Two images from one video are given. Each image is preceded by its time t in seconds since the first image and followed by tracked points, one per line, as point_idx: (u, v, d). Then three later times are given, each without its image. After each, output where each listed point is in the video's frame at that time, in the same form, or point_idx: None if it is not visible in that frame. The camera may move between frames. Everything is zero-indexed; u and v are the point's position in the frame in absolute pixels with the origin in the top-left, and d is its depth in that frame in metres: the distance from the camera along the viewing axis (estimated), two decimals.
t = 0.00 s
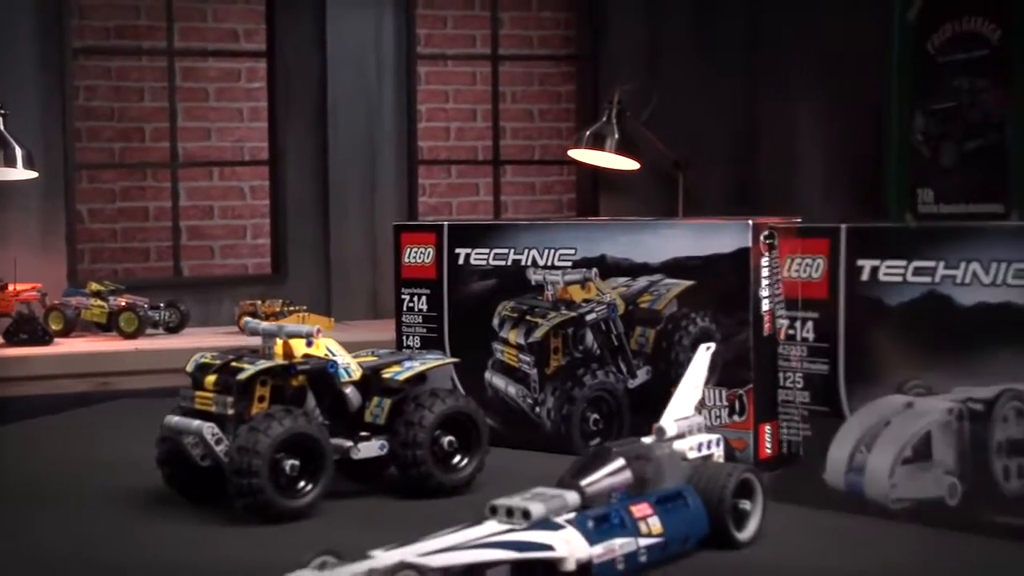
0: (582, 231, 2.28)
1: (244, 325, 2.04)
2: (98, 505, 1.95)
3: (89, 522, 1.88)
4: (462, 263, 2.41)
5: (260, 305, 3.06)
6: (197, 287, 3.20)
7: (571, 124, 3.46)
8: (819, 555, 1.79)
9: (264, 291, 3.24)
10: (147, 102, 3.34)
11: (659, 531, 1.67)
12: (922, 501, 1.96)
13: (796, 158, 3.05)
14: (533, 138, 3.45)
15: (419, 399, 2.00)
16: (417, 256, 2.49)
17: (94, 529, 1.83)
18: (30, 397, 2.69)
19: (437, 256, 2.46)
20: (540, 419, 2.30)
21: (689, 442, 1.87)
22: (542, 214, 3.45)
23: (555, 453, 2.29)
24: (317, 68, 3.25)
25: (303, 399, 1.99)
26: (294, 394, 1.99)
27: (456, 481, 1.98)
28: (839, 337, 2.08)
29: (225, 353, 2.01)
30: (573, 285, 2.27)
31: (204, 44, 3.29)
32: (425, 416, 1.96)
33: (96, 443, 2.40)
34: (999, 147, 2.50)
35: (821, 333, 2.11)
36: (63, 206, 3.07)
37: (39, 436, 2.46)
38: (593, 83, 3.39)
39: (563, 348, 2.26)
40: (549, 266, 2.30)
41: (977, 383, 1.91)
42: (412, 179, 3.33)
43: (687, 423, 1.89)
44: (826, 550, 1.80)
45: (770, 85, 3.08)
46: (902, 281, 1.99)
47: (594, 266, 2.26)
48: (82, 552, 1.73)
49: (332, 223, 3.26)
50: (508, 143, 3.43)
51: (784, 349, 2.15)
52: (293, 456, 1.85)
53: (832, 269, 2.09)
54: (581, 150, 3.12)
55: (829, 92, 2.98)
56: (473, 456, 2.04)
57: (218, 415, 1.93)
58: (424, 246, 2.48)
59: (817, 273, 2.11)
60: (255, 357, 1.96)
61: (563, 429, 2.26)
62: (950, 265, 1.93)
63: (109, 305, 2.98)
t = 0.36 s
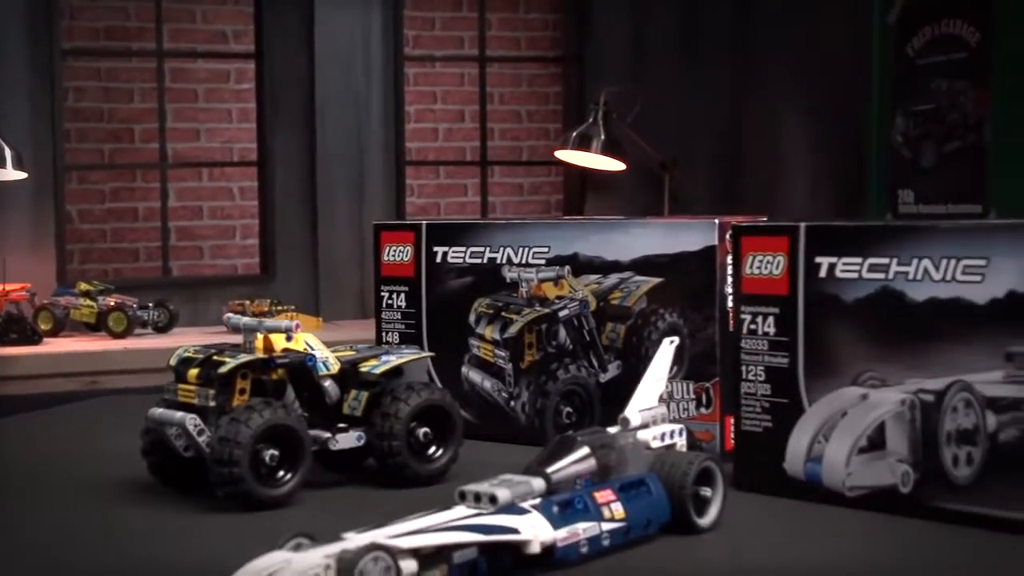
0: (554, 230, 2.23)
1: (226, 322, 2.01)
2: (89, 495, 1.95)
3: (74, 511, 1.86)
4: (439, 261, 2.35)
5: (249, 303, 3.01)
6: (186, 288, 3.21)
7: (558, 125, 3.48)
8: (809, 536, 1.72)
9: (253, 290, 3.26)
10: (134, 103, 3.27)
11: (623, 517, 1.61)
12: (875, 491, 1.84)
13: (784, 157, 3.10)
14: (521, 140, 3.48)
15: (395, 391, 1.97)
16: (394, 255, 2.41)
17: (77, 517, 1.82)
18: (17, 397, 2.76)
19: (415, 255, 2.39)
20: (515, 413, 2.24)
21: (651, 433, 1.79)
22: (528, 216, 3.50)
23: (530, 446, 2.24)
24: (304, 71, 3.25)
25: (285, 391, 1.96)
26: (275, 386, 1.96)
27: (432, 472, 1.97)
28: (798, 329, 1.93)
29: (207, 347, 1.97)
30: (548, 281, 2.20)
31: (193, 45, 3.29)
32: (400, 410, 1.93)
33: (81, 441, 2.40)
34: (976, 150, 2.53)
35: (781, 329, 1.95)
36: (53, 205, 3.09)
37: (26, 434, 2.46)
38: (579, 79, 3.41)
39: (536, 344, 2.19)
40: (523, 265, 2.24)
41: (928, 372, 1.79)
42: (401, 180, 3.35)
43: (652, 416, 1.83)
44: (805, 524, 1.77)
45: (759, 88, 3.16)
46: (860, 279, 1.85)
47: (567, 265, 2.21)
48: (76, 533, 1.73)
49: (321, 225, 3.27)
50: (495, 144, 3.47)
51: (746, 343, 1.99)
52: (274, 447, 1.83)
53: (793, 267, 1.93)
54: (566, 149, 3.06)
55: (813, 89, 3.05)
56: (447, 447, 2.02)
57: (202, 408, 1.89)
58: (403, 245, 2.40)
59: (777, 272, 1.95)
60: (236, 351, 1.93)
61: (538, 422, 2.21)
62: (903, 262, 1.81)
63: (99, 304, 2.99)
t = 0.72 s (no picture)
0: (530, 229, 2.25)
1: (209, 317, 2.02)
2: (80, 488, 1.98)
3: (65, 503, 1.88)
4: (419, 260, 2.37)
5: (240, 303, 2.94)
6: (175, 289, 3.23)
7: (548, 127, 3.49)
8: (786, 526, 1.74)
9: (243, 291, 3.29)
10: (126, 104, 3.29)
11: (589, 504, 1.65)
12: (835, 479, 1.89)
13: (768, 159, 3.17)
14: (510, 141, 3.48)
15: (374, 385, 2.00)
16: (376, 254, 2.43)
17: (66, 509, 1.84)
18: (7, 396, 2.77)
19: (396, 254, 2.41)
20: (492, 408, 2.27)
21: (619, 424, 1.83)
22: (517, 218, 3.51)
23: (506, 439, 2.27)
24: (295, 74, 3.27)
25: (266, 386, 1.98)
26: (257, 381, 1.98)
27: (409, 463, 1.99)
28: (761, 324, 1.97)
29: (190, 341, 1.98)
30: (523, 279, 2.23)
31: (184, 46, 3.29)
32: (378, 403, 1.96)
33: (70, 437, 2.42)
34: (956, 152, 2.56)
35: (745, 324, 1.99)
36: (43, 206, 3.11)
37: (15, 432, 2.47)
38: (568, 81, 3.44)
39: (513, 340, 2.22)
40: (500, 265, 2.26)
41: (884, 364, 1.84)
42: (390, 180, 3.37)
43: (618, 406, 1.86)
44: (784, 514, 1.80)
45: (746, 87, 3.20)
46: (819, 276, 1.90)
47: (542, 263, 2.23)
48: (66, 525, 1.75)
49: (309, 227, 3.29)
50: (483, 147, 3.46)
51: (712, 339, 2.03)
52: (257, 438, 1.84)
53: (757, 265, 1.97)
54: (556, 151, 3.06)
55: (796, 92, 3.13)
56: (424, 440, 2.04)
57: (187, 402, 1.91)
58: (384, 244, 2.42)
59: (740, 269, 1.99)
60: (218, 346, 1.94)
61: (514, 417, 2.23)
62: (860, 260, 1.86)
63: (89, 305, 3.00)
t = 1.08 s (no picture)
0: (505, 229, 2.28)
1: (192, 316, 2.06)
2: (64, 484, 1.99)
3: (50, 498, 1.89)
4: (398, 260, 2.39)
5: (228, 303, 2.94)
6: (164, 289, 3.25)
7: (535, 129, 3.52)
8: (763, 517, 1.76)
9: (231, 291, 3.30)
10: (116, 106, 3.30)
11: (555, 492, 1.69)
12: (794, 471, 1.90)
13: (755, 160, 3.18)
14: (498, 143, 3.52)
15: (351, 379, 2.02)
16: (356, 253, 2.45)
17: (52, 503, 1.85)
18: None
19: (375, 254, 2.43)
20: (468, 403, 2.29)
21: (585, 416, 1.86)
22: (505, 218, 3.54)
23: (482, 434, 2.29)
24: (284, 76, 3.29)
25: (248, 382, 2.02)
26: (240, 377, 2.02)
27: (385, 456, 2.01)
28: (725, 322, 1.98)
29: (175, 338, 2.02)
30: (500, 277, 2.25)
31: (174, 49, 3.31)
32: (354, 397, 1.98)
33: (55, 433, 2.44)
34: (936, 153, 2.59)
35: (710, 320, 2.00)
36: (33, 207, 3.13)
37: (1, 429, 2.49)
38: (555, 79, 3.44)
39: (488, 338, 2.24)
40: (476, 263, 2.29)
41: (840, 357, 1.85)
42: (378, 181, 3.38)
43: (586, 399, 1.90)
44: (751, 506, 1.82)
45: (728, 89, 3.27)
46: (779, 274, 1.92)
47: (517, 262, 2.26)
48: (45, 517, 1.77)
49: (298, 228, 3.31)
50: (470, 148, 3.50)
51: (678, 335, 2.04)
52: (237, 430, 1.88)
53: (720, 264, 1.99)
54: (542, 153, 3.08)
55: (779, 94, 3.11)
56: (402, 433, 2.06)
57: (171, 396, 1.94)
58: (364, 244, 2.44)
59: (705, 268, 2.00)
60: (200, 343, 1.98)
61: (490, 412, 2.25)
62: (818, 258, 1.88)
63: (78, 305, 3.01)
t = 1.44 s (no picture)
0: (481, 229, 2.30)
1: (175, 313, 2.08)
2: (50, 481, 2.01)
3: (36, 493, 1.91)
4: (377, 259, 2.41)
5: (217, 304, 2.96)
6: (154, 290, 3.27)
7: (523, 132, 3.53)
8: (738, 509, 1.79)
9: (220, 292, 3.32)
10: (105, 108, 3.29)
11: (523, 483, 1.74)
12: (757, 462, 1.96)
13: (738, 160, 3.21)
14: (486, 145, 3.53)
15: (330, 374, 2.06)
16: (336, 253, 2.48)
17: (39, 498, 1.88)
18: None
19: (355, 254, 2.45)
20: (446, 398, 2.32)
21: (553, 408, 1.90)
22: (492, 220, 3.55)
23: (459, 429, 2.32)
24: (271, 79, 3.32)
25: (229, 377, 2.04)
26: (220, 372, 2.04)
27: (364, 450, 2.05)
28: (690, 319, 2.02)
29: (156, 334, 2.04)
30: (475, 275, 2.27)
31: (162, 50, 3.31)
32: (334, 392, 2.02)
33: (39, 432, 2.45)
34: (916, 155, 2.63)
35: (676, 317, 2.04)
36: (21, 209, 3.13)
37: None
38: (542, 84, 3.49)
39: (465, 335, 2.27)
40: (453, 262, 2.31)
41: (799, 353, 1.90)
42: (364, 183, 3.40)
43: (555, 394, 1.93)
44: (723, 497, 1.85)
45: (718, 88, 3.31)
46: (742, 272, 1.96)
47: (492, 262, 2.28)
48: (31, 509, 1.79)
49: (285, 229, 3.33)
50: (457, 151, 3.51)
51: (646, 331, 2.08)
52: (217, 424, 1.89)
53: (686, 262, 2.03)
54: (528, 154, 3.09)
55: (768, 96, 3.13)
56: (379, 427, 2.09)
57: (152, 391, 1.97)
58: (344, 244, 2.46)
59: (671, 267, 2.04)
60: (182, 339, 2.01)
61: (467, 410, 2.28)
62: (779, 257, 1.92)
63: (66, 306, 3.02)
